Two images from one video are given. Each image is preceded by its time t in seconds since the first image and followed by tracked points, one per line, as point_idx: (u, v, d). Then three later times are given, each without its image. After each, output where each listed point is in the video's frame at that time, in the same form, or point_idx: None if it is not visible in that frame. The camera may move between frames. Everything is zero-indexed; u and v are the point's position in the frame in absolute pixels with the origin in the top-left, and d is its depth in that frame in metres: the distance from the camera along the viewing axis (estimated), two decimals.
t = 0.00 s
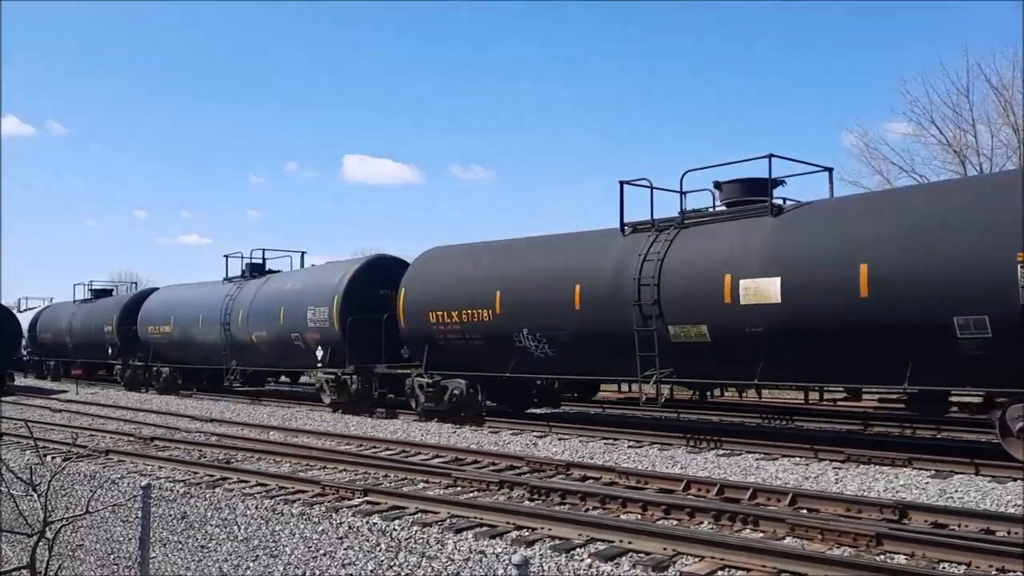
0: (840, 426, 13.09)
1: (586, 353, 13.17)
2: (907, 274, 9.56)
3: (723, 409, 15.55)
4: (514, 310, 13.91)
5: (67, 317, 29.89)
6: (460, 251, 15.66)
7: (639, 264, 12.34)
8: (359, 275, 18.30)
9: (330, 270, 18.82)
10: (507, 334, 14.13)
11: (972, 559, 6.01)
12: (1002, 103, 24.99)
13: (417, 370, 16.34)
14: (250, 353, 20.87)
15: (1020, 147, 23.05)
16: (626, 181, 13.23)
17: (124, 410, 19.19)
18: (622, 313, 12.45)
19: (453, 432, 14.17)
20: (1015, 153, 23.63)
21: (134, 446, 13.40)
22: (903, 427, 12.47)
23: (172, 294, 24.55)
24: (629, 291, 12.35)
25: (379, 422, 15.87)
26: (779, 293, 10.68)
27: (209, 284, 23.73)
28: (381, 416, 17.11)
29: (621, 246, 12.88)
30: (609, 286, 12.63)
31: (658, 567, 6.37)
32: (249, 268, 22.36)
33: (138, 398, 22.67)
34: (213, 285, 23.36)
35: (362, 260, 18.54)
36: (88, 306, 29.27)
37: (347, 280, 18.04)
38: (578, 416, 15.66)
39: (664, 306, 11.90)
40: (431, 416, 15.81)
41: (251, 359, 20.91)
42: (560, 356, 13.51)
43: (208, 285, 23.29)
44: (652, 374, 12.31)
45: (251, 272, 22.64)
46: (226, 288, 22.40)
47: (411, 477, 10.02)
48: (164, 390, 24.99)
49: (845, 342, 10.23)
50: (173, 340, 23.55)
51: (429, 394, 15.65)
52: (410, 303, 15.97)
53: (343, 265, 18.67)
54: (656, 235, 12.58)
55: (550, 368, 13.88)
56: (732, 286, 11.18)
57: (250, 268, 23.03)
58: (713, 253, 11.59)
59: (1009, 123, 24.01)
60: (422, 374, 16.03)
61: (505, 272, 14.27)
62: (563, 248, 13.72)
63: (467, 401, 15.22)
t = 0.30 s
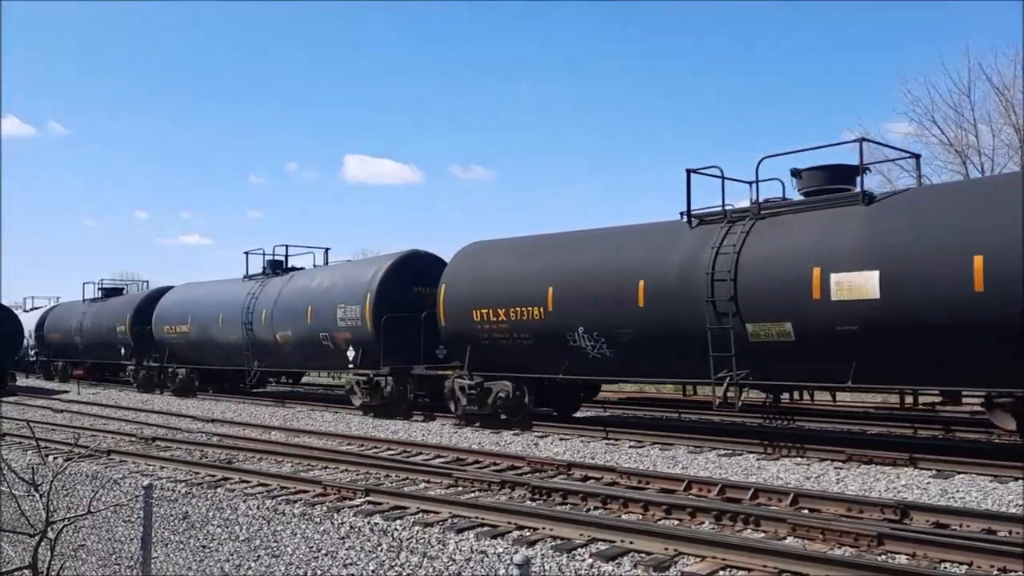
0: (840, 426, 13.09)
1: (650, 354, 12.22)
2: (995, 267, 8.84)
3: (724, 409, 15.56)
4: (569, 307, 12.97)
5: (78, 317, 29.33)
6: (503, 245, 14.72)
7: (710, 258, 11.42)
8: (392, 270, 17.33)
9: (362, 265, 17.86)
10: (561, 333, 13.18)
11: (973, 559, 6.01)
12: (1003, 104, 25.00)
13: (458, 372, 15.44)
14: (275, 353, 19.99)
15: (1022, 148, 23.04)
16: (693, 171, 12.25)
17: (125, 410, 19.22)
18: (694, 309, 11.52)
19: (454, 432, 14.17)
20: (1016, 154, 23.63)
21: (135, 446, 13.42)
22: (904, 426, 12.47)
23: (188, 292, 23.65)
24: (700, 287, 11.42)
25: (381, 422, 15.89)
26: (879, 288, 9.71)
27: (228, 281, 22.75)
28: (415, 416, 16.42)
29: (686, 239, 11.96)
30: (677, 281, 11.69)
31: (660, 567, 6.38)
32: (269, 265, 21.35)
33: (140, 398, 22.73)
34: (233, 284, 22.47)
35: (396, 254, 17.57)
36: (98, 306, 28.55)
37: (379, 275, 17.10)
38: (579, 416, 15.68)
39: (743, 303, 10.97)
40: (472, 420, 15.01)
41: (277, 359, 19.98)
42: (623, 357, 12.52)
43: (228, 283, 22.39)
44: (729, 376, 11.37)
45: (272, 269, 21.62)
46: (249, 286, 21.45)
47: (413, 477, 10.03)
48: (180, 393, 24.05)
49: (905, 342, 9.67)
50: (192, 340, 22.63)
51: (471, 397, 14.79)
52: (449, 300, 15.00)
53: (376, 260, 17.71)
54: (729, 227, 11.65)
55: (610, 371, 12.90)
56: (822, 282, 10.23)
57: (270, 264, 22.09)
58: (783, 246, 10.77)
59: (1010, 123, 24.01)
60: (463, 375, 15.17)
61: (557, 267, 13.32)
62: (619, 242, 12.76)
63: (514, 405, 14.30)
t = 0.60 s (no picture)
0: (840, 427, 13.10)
1: (725, 354, 11.44)
2: None
3: (725, 410, 15.56)
4: (633, 305, 12.17)
5: (87, 317, 28.79)
6: (549, 240, 13.96)
7: (795, 251, 10.60)
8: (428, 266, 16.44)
9: (396, 261, 17.02)
10: (621, 333, 12.41)
11: (974, 560, 6.01)
12: (1002, 103, 25.02)
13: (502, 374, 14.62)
14: (300, 354, 19.15)
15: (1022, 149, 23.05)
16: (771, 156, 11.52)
17: (126, 411, 19.24)
18: (777, 307, 10.71)
19: (455, 432, 14.17)
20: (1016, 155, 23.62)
21: (135, 447, 13.43)
22: (904, 427, 12.48)
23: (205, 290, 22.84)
24: (784, 282, 10.61)
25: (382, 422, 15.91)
26: (996, 282, 8.98)
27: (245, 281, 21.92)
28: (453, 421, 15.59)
29: (762, 232, 11.17)
30: (755, 277, 10.89)
31: (660, 568, 6.37)
32: (290, 262, 20.43)
33: (140, 399, 22.77)
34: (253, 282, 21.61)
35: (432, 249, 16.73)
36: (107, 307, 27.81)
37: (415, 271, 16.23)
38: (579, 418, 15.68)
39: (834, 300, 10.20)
40: (518, 425, 14.25)
41: (303, 360, 19.10)
42: (694, 358, 11.75)
43: (248, 281, 21.51)
44: (816, 377, 10.62)
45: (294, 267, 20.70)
46: (270, 284, 20.55)
47: (413, 477, 10.03)
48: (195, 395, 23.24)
49: (1001, 343, 9.12)
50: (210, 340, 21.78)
51: (518, 401, 14.00)
52: (494, 297, 14.19)
53: (412, 255, 16.88)
54: (813, 217, 10.83)
55: (676, 372, 12.14)
56: (927, 276, 9.48)
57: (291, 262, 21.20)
58: (867, 241, 10.07)
59: (1010, 123, 24.01)
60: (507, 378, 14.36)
61: (618, 261, 12.52)
62: (687, 235, 11.96)
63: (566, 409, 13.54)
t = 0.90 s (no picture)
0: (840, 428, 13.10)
1: (811, 354, 10.49)
2: None
3: (725, 411, 15.56)
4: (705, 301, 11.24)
5: (95, 317, 28.25)
6: (603, 234, 13.03)
7: (894, 241, 9.63)
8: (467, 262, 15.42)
9: (434, 255, 16.01)
10: (689, 333, 11.50)
11: (974, 560, 6.00)
12: (1003, 102, 25.05)
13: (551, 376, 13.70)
14: (327, 355, 18.27)
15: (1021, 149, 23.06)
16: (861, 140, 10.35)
17: (126, 411, 19.23)
18: (873, 302, 9.74)
19: (455, 433, 14.15)
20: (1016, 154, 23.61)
21: (136, 447, 13.43)
22: (905, 427, 12.47)
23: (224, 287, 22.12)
24: (881, 275, 9.66)
25: (382, 423, 15.91)
26: None
27: (268, 278, 21.04)
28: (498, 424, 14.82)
29: (848, 220, 10.23)
30: (847, 269, 9.93)
31: (660, 568, 6.37)
32: (314, 258, 19.62)
33: (141, 399, 22.76)
34: (276, 279, 20.84)
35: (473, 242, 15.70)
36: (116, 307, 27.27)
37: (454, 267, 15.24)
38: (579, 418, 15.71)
39: (942, 294, 9.22)
40: (569, 430, 13.47)
41: (331, 361, 18.21)
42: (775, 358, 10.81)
43: (271, 279, 20.69)
44: (921, 379, 9.64)
45: (319, 263, 19.82)
46: (295, 281, 19.69)
47: (414, 477, 10.02)
48: (211, 395, 22.53)
49: None
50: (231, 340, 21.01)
51: (571, 405, 13.16)
52: (544, 296, 13.25)
53: (450, 249, 15.86)
54: (914, 203, 9.80)
55: (755, 373, 11.22)
56: None
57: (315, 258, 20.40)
58: (975, 229, 9.08)
59: (1010, 123, 24.01)
60: (556, 379, 13.51)
61: (685, 254, 11.59)
62: (763, 225, 11.02)
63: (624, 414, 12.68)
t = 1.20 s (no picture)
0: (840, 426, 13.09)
1: (910, 352, 9.71)
2: None
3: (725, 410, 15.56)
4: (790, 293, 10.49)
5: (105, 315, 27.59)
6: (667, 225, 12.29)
7: (1009, 228, 8.91)
8: (515, 257, 14.72)
9: (476, 249, 15.35)
10: (769, 330, 10.77)
11: (974, 559, 6.00)
12: (1002, 101, 25.01)
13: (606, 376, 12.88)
14: (358, 354, 17.54)
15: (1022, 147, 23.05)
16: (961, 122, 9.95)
17: (126, 410, 19.22)
18: (986, 296, 8.98)
19: (455, 432, 14.12)
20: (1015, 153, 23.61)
21: (136, 446, 13.42)
22: (905, 426, 12.46)
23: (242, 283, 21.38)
24: (995, 265, 8.92)
25: (382, 422, 15.90)
26: None
27: (291, 273, 20.33)
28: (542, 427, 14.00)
29: (950, 210, 9.42)
30: (954, 259, 9.18)
31: (660, 567, 6.37)
32: (341, 253, 19.01)
33: (141, 398, 22.73)
34: (300, 275, 20.11)
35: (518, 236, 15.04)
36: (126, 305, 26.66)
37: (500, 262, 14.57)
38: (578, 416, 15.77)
39: None
40: (626, 434, 12.66)
41: (363, 359, 17.54)
42: (869, 356, 10.01)
43: (295, 275, 20.03)
44: None
45: (345, 258, 19.14)
46: (323, 277, 19.03)
47: (414, 476, 10.03)
48: (231, 396, 21.84)
49: None
50: (251, 339, 20.21)
51: (631, 409, 12.30)
52: (599, 291, 12.51)
53: (493, 242, 15.20)
54: None
55: (844, 375, 10.42)
56: None
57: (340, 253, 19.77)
58: None
59: (1009, 123, 24.02)
60: (613, 380, 12.66)
61: (769, 244, 10.81)
62: (858, 212, 10.21)
63: (691, 418, 11.91)
